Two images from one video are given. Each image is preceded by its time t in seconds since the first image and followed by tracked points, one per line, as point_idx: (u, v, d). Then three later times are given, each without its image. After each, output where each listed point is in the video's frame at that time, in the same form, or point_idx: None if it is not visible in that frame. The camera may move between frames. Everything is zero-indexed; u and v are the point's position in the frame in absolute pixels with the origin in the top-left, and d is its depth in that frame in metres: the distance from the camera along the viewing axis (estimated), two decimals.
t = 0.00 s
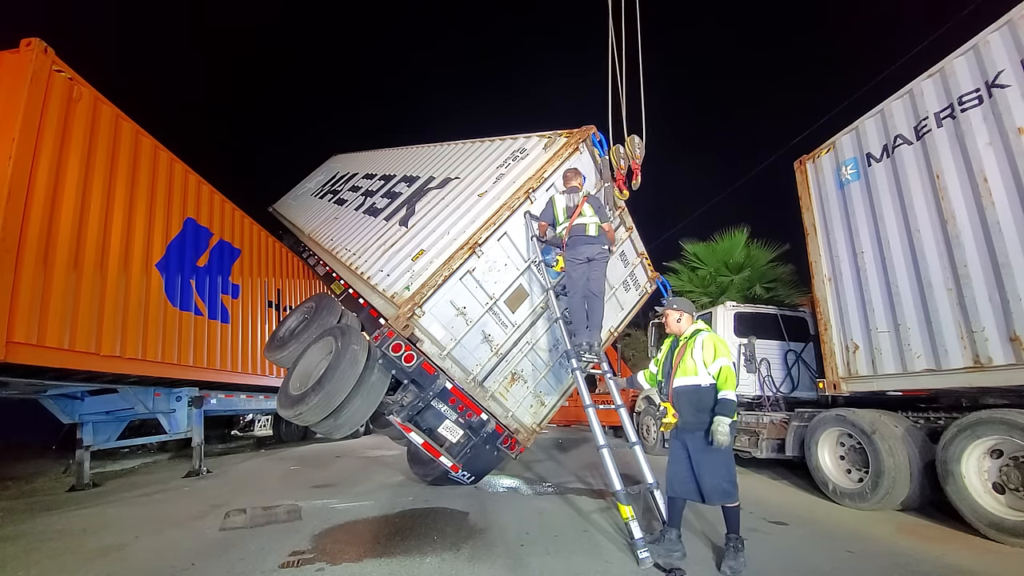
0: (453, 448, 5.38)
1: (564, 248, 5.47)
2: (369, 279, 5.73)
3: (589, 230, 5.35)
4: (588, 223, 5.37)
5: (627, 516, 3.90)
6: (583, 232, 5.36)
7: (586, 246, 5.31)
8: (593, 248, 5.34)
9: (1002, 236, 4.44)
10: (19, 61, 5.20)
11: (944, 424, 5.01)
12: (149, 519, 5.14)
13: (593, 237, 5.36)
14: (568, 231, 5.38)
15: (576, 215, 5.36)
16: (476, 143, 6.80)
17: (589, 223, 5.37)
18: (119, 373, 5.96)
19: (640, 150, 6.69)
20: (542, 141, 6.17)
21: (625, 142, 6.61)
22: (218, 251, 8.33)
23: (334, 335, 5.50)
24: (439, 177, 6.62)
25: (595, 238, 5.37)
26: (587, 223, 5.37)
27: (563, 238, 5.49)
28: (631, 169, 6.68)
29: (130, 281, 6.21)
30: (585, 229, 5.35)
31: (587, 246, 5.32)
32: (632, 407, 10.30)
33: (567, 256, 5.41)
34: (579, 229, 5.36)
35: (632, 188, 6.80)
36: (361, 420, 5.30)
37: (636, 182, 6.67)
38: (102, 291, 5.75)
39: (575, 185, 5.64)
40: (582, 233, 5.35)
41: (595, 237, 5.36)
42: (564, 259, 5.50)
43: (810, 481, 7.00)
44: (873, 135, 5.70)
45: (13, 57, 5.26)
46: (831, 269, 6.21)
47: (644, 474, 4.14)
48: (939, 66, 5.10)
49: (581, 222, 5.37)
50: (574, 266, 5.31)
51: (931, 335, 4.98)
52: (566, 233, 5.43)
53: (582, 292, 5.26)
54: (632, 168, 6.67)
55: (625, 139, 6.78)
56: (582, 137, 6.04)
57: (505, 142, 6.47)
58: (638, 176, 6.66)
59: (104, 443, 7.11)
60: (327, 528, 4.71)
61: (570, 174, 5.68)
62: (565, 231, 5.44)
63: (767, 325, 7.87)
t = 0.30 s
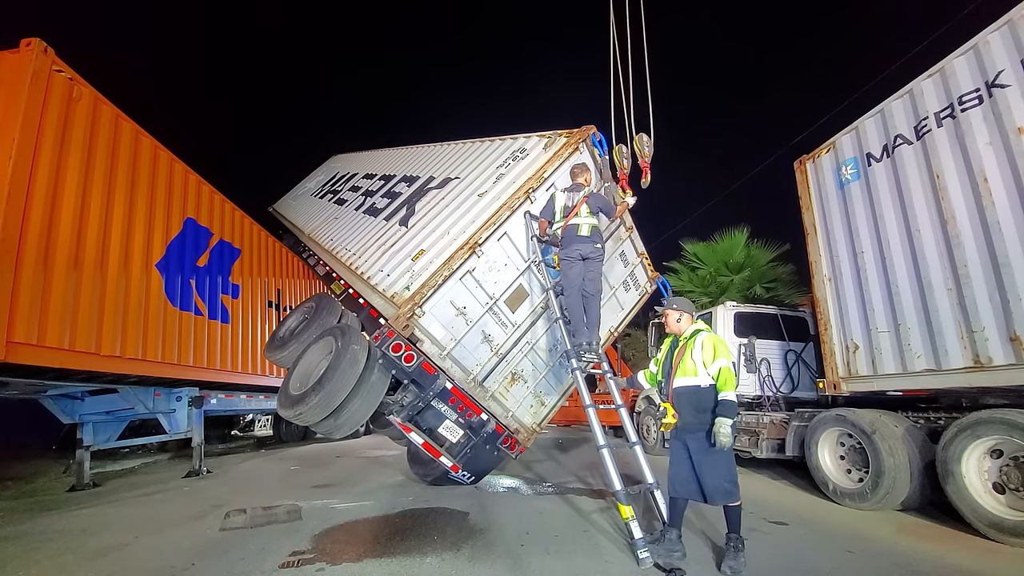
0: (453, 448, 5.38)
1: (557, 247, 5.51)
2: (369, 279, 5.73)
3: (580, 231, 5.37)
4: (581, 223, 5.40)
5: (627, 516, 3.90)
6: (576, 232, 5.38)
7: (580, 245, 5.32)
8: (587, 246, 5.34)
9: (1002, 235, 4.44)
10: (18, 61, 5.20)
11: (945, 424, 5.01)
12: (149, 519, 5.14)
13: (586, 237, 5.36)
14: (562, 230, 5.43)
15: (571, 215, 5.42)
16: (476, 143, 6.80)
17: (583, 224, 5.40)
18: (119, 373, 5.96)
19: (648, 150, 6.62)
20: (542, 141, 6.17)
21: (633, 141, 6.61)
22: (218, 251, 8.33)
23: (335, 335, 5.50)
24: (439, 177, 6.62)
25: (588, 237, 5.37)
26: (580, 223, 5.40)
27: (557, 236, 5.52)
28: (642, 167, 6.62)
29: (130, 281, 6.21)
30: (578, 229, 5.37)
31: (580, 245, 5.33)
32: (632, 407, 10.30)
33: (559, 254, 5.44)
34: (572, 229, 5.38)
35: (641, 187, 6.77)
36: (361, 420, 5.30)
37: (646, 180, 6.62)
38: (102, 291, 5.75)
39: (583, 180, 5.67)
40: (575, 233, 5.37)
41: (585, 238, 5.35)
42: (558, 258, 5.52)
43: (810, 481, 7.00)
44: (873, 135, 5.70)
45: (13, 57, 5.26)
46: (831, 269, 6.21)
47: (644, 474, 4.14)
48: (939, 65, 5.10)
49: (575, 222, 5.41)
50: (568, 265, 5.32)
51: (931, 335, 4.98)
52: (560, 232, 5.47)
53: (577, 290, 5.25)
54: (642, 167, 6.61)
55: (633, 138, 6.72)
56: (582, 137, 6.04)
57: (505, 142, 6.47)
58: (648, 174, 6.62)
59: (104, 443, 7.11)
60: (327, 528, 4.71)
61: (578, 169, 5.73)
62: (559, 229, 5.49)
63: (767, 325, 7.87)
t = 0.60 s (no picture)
0: (453, 448, 5.38)
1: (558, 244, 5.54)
2: (369, 279, 5.73)
3: (583, 230, 5.39)
4: (586, 222, 5.42)
5: (627, 516, 3.90)
6: (578, 231, 5.40)
7: (580, 245, 5.35)
8: (587, 246, 5.36)
9: (1002, 235, 4.44)
10: (19, 61, 5.20)
11: (944, 424, 5.01)
12: (149, 519, 5.14)
13: (587, 236, 5.39)
14: (565, 228, 5.46)
15: (576, 214, 5.44)
16: (476, 143, 6.80)
17: (586, 223, 5.42)
18: (119, 373, 5.96)
19: (660, 146, 6.63)
20: (542, 141, 6.17)
21: (644, 138, 6.62)
22: (218, 251, 8.33)
23: (335, 335, 5.50)
24: (439, 177, 6.62)
25: (589, 238, 5.39)
26: (583, 223, 5.42)
27: (559, 233, 5.57)
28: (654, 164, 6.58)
29: (130, 281, 6.21)
30: (580, 228, 5.40)
31: (581, 245, 5.36)
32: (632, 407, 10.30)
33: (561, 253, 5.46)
34: (575, 228, 5.41)
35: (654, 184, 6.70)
36: (361, 420, 5.30)
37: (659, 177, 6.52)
38: (102, 292, 5.75)
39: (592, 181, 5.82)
40: (577, 233, 5.39)
41: (586, 239, 5.37)
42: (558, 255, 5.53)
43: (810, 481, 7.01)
44: (873, 135, 5.70)
45: (13, 57, 5.26)
46: (831, 269, 6.21)
47: (644, 474, 4.14)
48: (939, 66, 5.10)
49: (579, 221, 5.43)
50: (568, 265, 5.33)
51: (931, 335, 4.98)
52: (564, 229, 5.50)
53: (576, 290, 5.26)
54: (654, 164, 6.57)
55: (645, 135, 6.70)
56: (582, 137, 6.04)
57: (505, 142, 6.47)
58: (660, 171, 6.52)
59: (104, 443, 7.11)
60: (327, 528, 4.71)
61: (587, 168, 5.89)
62: (563, 226, 5.51)
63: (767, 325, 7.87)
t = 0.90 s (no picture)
0: (453, 448, 5.38)
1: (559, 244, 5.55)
2: (369, 279, 5.74)
3: (583, 231, 5.40)
4: (586, 223, 5.43)
5: (627, 516, 3.90)
6: (578, 232, 5.41)
7: (580, 245, 5.36)
8: (587, 246, 5.37)
9: (1002, 235, 4.44)
10: (19, 61, 5.20)
11: (944, 424, 5.01)
12: (150, 519, 5.14)
13: (587, 237, 5.39)
14: (565, 229, 5.47)
15: (576, 214, 5.45)
16: (476, 143, 6.80)
17: (586, 224, 5.42)
18: (119, 373, 5.96)
19: (672, 142, 6.61)
20: (542, 141, 6.17)
21: (657, 134, 6.59)
22: (218, 251, 8.33)
23: (335, 335, 5.50)
24: (439, 177, 6.62)
25: (588, 238, 5.40)
26: (583, 223, 5.43)
27: (560, 233, 5.59)
28: (667, 161, 6.53)
29: (130, 281, 6.20)
30: (580, 229, 5.41)
31: (580, 246, 5.37)
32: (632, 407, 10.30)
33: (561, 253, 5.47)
34: (575, 228, 5.42)
35: (668, 181, 6.60)
36: (361, 420, 5.30)
37: (672, 173, 6.45)
38: (102, 292, 5.75)
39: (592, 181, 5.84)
40: (577, 233, 5.40)
41: (586, 239, 5.38)
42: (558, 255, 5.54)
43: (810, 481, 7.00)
44: (873, 134, 5.70)
45: (13, 57, 5.26)
46: (831, 269, 6.21)
47: (644, 474, 4.14)
48: (939, 66, 5.10)
49: (579, 222, 5.43)
50: (568, 264, 5.35)
51: (931, 335, 4.98)
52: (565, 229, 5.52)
53: (576, 290, 5.27)
54: (668, 160, 6.52)
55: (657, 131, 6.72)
56: (582, 137, 6.04)
57: (505, 142, 6.47)
58: (674, 167, 6.44)
59: (104, 443, 7.11)
60: (327, 528, 4.71)
61: (587, 168, 5.90)
62: (564, 227, 5.52)
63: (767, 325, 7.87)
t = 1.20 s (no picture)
0: (453, 448, 5.38)
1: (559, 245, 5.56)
2: (369, 279, 5.74)
3: (582, 231, 5.40)
4: (585, 223, 5.43)
5: (627, 516, 3.90)
6: (578, 232, 5.41)
7: (581, 245, 5.37)
8: (587, 247, 5.38)
9: (1002, 235, 4.44)
10: (19, 61, 5.20)
11: (944, 424, 5.01)
12: (150, 519, 5.14)
13: (587, 237, 5.39)
14: (565, 229, 5.49)
15: (576, 215, 5.45)
16: (476, 143, 6.80)
17: (586, 224, 5.42)
18: (119, 373, 5.96)
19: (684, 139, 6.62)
20: (542, 141, 6.17)
21: (668, 130, 6.59)
22: (218, 251, 8.33)
23: (335, 335, 5.50)
24: (439, 177, 6.62)
25: (588, 238, 5.40)
26: (583, 223, 5.43)
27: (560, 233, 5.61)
28: (679, 156, 6.50)
29: (130, 281, 6.20)
30: (579, 229, 5.41)
31: (580, 246, 5.38)
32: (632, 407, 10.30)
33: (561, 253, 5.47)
34: (575, 228, 5.43)
35: (681, 178, 6.57)
36: (361, 420, 5.30)
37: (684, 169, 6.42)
38: (102, 292, 5.75)
39: (592, 179, 5.87)
40: (577, 234, 5.41)
41: (586, 239, 5.38)
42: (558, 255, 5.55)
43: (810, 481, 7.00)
44: (873, 134, 5.70)
45: (13, 57, 5.26)
46: (831, 269, 6.21)
47: (644, 474, 4.13)
48: (939, 66, 5.10)
49: (579, 222, 5.44)
50: (567, 264, 5.36)
51: (931, 335, 4.98)
52: (565, 229, 5.53)
53: (577, 290, 5.27)
54: (680, 156, 6.49)
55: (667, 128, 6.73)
56: (582, 137, 6.03)
57: (505, 142, 6.47)
58: (686, 163, 6.41)
59: (104, 443, 7.11)
60: (327, 528, 4.71)
61: (586, 168, 5.90)
62: (564, 227, 5.54)
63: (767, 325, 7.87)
